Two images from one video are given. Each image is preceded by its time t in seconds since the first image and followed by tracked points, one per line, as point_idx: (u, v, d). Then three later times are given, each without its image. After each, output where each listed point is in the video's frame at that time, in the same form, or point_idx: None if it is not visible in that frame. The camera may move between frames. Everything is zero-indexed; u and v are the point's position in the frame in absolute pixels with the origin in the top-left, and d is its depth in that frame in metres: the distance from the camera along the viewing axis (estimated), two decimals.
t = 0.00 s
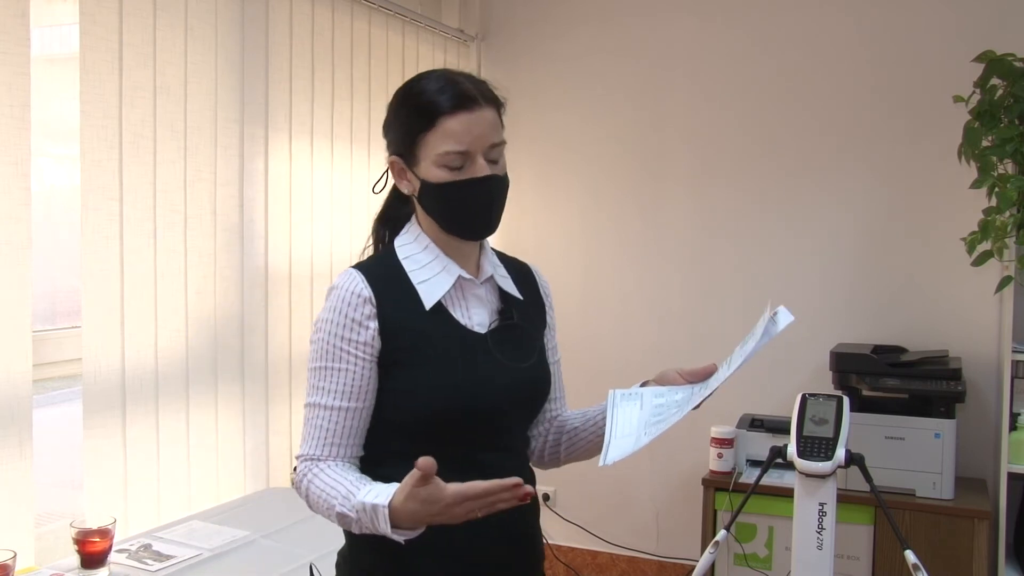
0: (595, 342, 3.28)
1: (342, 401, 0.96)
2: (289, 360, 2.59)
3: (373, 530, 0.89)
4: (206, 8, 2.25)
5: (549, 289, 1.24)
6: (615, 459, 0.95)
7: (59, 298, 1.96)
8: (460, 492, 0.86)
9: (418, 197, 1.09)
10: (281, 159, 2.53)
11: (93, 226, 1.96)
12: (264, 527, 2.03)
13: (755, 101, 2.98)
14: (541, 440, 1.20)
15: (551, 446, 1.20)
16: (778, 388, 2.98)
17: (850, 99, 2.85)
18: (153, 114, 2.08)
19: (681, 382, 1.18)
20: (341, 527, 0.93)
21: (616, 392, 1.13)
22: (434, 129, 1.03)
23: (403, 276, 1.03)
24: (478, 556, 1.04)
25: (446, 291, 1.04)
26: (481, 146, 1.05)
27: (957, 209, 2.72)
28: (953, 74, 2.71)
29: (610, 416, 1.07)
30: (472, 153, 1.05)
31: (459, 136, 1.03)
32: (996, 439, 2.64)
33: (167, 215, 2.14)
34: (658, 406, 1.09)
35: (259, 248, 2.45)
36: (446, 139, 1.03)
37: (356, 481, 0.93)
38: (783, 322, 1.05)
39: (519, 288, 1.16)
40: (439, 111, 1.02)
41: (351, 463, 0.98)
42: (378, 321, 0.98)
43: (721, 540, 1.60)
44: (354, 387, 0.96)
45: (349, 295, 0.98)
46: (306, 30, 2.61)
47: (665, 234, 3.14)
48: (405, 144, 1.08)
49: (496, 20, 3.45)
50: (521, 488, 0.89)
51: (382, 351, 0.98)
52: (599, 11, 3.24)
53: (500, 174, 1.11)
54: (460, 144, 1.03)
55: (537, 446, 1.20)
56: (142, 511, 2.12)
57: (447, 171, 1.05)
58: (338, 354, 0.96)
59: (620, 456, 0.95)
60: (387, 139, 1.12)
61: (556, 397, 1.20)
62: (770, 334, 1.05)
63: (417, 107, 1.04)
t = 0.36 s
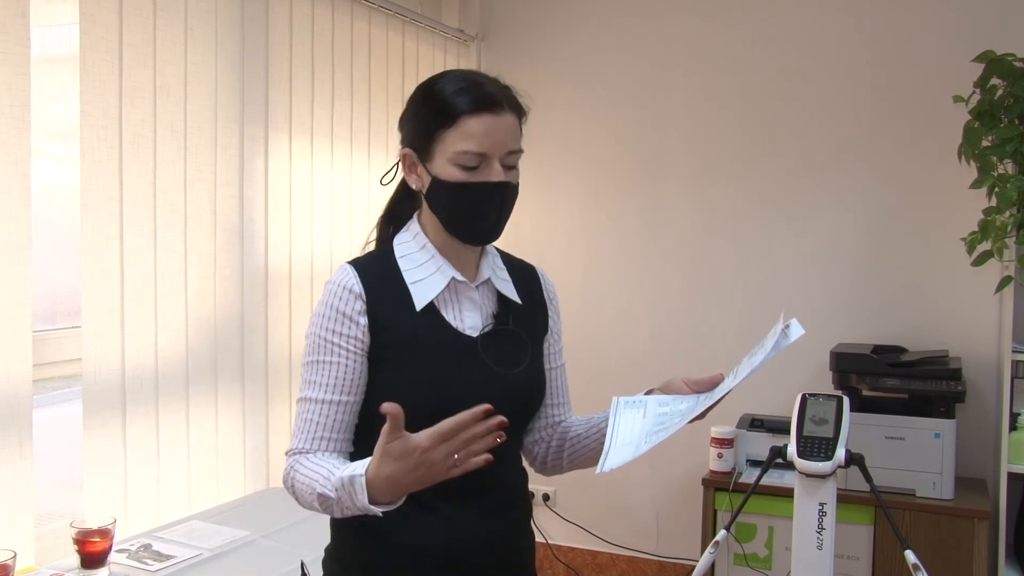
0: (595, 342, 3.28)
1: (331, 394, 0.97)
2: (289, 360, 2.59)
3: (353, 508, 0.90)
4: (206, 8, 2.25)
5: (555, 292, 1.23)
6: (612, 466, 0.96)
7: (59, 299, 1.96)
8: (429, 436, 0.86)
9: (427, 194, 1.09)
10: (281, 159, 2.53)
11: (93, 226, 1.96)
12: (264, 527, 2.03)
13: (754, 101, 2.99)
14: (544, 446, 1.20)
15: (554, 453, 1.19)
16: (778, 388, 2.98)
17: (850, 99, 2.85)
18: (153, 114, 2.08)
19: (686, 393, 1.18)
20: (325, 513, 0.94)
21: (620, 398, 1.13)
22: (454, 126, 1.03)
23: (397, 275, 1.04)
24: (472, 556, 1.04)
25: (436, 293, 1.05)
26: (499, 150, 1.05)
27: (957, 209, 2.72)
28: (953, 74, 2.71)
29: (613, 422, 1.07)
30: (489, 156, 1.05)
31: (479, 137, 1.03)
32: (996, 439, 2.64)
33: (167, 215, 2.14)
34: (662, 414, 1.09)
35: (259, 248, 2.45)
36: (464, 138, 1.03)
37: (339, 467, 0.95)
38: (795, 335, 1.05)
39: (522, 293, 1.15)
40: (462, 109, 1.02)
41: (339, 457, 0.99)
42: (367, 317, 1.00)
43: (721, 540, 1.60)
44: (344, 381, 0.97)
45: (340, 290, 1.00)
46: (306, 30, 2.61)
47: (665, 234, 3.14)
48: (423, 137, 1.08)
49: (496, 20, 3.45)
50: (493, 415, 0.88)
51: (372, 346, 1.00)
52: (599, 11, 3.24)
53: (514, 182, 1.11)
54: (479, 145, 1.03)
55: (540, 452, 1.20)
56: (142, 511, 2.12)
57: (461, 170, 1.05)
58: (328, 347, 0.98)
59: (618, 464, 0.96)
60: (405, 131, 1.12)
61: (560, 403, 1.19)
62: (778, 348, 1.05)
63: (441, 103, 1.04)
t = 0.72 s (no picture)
0: (595, 342, 3.28)
1: (298, 410, 0.94)
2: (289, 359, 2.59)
3: (348, 534, 0.91)
4: (206, 8, 2.25)
5: (527, 300, 1.26)
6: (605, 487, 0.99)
7: (59, 299, 1.96)
8: (450, 460, 0.91)
9: (417, 186, 1.09)
10: (281, 159, 2.53)
11: (93, 226, 1.96)
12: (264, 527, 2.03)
13: (754, 101, 2.99)
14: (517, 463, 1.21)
15: (528, 468, 1.20)
16: (779, 388, 2.98)
17: (850, 99, 2.85)
18: (153, 114, 2.08)
19: (671, 403, 1.20)
20: (303, 537, 0.93)
21: (602, 412, 1.14)
22: (455, 121, 1.04)
23: (369, 280, 1.03)
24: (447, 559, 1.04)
25: (411, 297, 1.04)
26: (499, 151, 1.06)
27: (957, 209, 2.72)
28: (953, 75, 2.71)
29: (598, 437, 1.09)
30: (489, 155, 1.06)
31: (482, 136, 1.04)
32: (996, 439, 2.64)
33: (167, 215, 2.14)
34: (648, 429, 1.11)
35: (258, 248, 2.45)
36: (466, 134, 1.04)
37: (318, 489, 0.93)
38: (799, 347, 1.05)
39: (497, 299, 1.18)
40: (466, 106, 1.03)
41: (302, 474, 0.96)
42: (337, 327, 0.97)
43: (721, 540, 1.60)
44: (311, 396, 0.94)
45: (308, 299, 0.97)
46: (306, 30, 2.61)
47: (665, 234, 3.14)
48: (418, 128, 1.07)
49: (496, 20, 3.45)
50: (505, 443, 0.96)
51: (341, 358, 0.98)
52: (599, 11, 3.24)
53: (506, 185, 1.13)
54: (480, 144, 1.04)
55: (513, 470, 1.21)
56: (142, 511, 2.12)
57: (458, 166, 1.06)
58: (295, 360, 0.94)
59: (610, 485, 0.99)
60: (395, 118, 1.11)
61: (531, 416, 1.20)
62: (783, 359, 1.05)
63: (443, 97, 1.04)
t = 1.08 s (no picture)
0: (595, 342, 3.28)
1: (253, 434, 0.89)
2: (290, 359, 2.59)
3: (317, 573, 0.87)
4: (206, 8, 2.25)
5: (484, 301, 1.29)
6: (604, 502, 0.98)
7: (59, 298, 1.95)
8: (437, 490, 0.86)
9: (387, 179, 1.06)
10: (282, 158, 2.53)
11: (93, 226, 1.96)
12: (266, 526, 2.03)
13: (754, 101, 2.98)
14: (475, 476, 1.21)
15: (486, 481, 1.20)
16: (779, 388, 2.98)
17: (850, 99, 2.85)
18: (153, 114, 2.08)
19: (647, 411, 1.21)
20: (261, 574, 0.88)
21: (575, 423, 1.15)
22: (432, 112, 1.02)
23: (328, 287, 0.99)
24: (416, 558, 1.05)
25: (376, 305, 1.02)
26: (476, 145, 1.06)
27: (958, 209, 2.72)
28: (953, 75, 2.71)
29: (579, 453, 1.10)
30: (466, 149, 1.05)
31: (459, 129, 1.03)
32: (997, 439, 2.64)
33: (167, 215, 2.14)
34: (627, 439, 1.13)
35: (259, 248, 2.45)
36: (444, 126, 1.02)
37: (279, 523, 0.88)
38: (800, 352, 1.09)
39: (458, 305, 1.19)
40: (444, 96, 1.02)
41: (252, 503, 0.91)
42: (291, 345, 0.93)
43: (721, 540, 1.61)
44: (266, 420, 0.90)
45: (260, 316, 0.91)
46: (306, 30, 2.61)
47: (665, 235, 3.14)
48: (387, 117, 1.04)
49: (496, 20, 3.45)
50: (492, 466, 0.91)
51: (299, 374, 0.94)
52: (599, 11, 3.24)
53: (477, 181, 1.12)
54: (458, 137, 1.03)
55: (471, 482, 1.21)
56: (142, 511, 2.12)
57: (433, 159, 1.04)
58: (248, 379, 0.89)
59: (614, 500, 0.98)
60: (359, 105, 1.07)
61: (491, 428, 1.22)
62: (784, 364, 1.09)
63: (418, 86, 1.02)
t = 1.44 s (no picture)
0: (595, 342, 3.28)
1: (215, 450, 0.88)
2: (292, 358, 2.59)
3: None
4: (206, 8, 2.24)
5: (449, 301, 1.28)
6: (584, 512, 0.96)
7: (59, 299, 1.93)
8: (412, 500, 0.86)
9: (354, 181, 1.03)
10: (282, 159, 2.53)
11: (93, 226, 1.95)
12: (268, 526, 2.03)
13: (754, 101, 2.99)
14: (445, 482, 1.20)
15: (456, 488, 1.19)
16: (779, 388, 2.98)
17: (850, 99, 2.85)
18: (153, 114, 2.08)
19: (619, 414, 1.19)
20: None
21: (546, 428, 1.15)
22: (403, 114, 0.99)
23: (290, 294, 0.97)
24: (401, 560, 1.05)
25: (340, 309, 1.00)
26: (447, 150, 1.04)
27: (958, 209, 2.72)
28: (952, 75, 2.71)
29: (552, 461, 1.09)
30: (437, 154, 1.03)
31: (431, 133, 1.01)
32: (996, 439, 2.64)
33: (167, 215, 2.14)
34: (600, 444, 1.13)
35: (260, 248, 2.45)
36: (415, 129, 1.00)
37: (248, 542, 0.87)
38: (778, 358, 1.08)
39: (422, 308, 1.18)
40: (416, 99, 0.99)
41: (218, 520, 0.90)
42: (250, 356, 0.91)
43: (722, 541, 1.61)
44: (226, 436, 0.88)
45: (215, 329, 0.89)
46: (306, 30, 2.62)
47: (664, 235, 3.14)
48: (356, 117, 1.01)
49: (496, 20, 3.44)
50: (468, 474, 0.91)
51: (260, 387, 0.92)
52: (599, 11, 3.24)
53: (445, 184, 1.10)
54: (430, 142, 1.01)
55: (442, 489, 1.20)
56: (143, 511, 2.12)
57: (401, 163, 1.02)
58: (206, 393, 0.88)
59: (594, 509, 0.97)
60: (325, 102, 1.03)
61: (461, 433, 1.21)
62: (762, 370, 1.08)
63: (390, 87, 0.99)
